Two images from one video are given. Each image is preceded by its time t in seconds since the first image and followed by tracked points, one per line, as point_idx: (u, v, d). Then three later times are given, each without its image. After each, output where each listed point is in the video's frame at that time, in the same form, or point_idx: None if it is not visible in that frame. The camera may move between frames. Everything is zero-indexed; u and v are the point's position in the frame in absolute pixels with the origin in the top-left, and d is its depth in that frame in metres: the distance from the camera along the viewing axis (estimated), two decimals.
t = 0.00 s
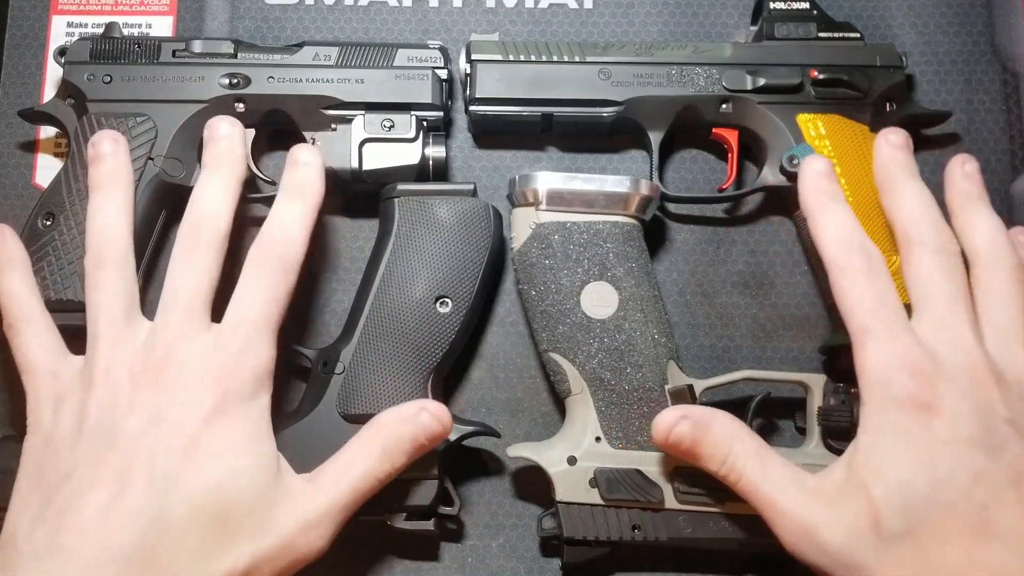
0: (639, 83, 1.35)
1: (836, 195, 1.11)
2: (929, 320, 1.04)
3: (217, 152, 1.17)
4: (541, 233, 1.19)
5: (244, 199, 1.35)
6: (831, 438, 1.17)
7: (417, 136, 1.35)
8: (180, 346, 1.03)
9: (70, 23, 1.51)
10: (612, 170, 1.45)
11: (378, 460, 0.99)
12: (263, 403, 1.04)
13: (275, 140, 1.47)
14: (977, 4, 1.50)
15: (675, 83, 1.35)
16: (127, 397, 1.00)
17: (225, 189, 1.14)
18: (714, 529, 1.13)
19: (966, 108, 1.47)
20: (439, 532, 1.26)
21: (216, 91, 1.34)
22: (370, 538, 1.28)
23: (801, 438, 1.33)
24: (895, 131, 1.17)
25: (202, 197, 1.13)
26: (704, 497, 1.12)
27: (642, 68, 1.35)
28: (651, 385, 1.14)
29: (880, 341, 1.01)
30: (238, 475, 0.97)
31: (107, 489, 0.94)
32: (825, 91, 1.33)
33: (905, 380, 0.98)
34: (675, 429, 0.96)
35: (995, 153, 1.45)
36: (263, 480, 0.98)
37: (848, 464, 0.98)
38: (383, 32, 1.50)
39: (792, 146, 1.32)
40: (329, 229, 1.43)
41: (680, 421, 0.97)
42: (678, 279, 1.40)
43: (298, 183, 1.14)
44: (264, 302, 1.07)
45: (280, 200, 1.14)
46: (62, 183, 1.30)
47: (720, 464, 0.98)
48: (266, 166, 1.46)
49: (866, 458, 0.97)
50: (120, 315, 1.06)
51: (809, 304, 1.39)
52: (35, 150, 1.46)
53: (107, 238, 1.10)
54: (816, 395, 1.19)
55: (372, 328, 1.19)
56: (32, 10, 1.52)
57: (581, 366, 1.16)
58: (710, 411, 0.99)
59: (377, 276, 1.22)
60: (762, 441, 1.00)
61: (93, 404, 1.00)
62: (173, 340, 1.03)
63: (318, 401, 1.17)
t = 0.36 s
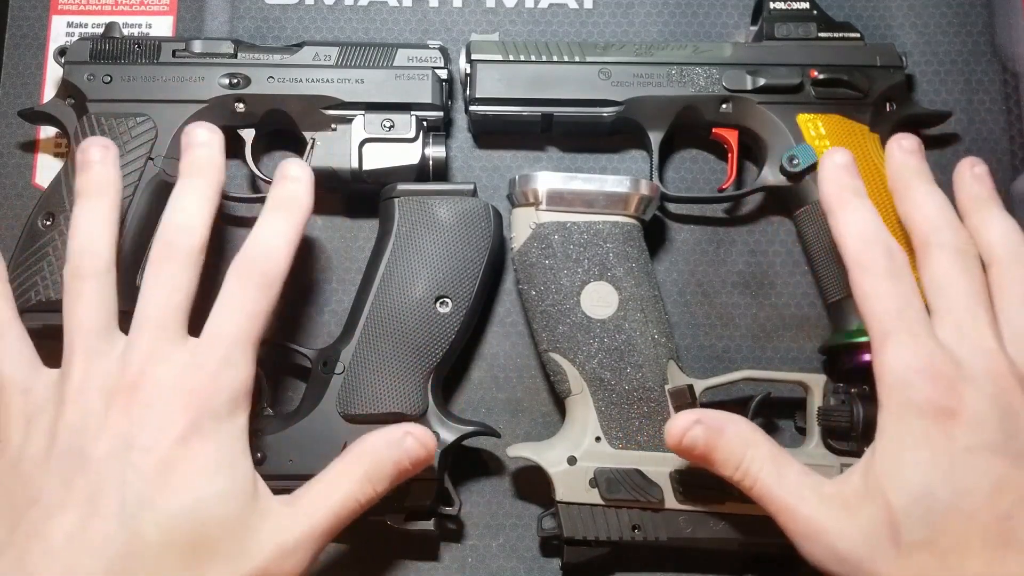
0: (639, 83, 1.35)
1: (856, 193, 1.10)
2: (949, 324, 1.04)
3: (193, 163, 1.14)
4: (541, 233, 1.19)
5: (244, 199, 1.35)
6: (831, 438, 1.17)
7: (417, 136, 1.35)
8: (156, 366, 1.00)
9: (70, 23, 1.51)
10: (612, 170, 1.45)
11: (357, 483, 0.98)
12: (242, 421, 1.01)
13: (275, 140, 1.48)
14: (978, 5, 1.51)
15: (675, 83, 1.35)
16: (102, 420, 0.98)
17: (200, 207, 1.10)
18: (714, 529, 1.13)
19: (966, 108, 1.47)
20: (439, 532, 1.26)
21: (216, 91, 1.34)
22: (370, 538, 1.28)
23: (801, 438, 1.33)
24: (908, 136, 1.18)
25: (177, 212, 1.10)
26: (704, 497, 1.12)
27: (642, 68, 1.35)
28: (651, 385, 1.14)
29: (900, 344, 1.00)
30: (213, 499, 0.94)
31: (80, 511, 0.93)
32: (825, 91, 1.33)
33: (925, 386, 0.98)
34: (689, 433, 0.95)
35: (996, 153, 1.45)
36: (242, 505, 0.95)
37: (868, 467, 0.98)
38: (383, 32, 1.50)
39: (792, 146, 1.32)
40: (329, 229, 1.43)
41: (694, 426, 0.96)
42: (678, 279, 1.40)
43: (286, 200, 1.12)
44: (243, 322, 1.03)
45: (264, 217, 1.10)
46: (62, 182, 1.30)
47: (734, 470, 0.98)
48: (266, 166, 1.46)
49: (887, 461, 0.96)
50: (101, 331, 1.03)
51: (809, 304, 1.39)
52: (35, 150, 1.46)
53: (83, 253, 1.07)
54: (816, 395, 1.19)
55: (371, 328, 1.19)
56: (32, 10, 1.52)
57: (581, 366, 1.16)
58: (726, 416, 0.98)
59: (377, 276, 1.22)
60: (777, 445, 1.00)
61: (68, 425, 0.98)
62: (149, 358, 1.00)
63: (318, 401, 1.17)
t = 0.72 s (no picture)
0: (639, 83, 1.35)
1: None
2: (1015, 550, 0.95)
3: (129, 277, 1.05)
4: (541, 233, 1.19)
5: (244, 199, 1.36)
6: (831, 438, 1.16)
7: (418, 136, 1.35)
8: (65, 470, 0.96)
9: (70, 23, 1.51)
10: (612, 170, 1.45)
11: None
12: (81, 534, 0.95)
13: (275, 140, 1.48)
14: (977, 4, 1.51)
15: (675, 83, 1.35)
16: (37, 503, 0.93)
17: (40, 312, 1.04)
18: (714, 529, 1.13)
19: (966, 108, 1.47)
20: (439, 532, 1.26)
21: (216, 91, 1.34)
22: (370, 538, 1.28)
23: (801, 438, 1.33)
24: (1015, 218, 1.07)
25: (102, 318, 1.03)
26: (704, 496, 1.12)
27: (642, 69, 1.35)
28: (651, 385, 1.15)
29: None
30: None
31: None
32: (825, 91, 1.33)
33: None
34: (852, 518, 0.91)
35: (995, 153, 1.45)
36: None
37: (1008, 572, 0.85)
38: (383, 32, 1.50)
39: (792, 146, 1.32)
40: (329, 229, 1.43)
41: (855, 510, 0.91)
42: (678, 279, 1.40)
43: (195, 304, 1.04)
44: (88, 425, 0.99)
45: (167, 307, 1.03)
46: (62, 182, 1.30)
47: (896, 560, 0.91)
48: (266, 166, 1.46)
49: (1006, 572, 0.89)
50: (11, 434, 0.97)
51: (809, 303, 1.39)
52: (35, 150, 1.46)
53: (22, 323, 1.03)
54: (816, 395, 1.19)
55: (371, 328, 1.19)
56: (32, 10, 1.52)
57: (581, 366, 1.16)
58: (891, 498, 0.92)
59: (377, 276, 1.22)
60: (950, 535, 0.92)
61: None
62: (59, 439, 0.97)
63: (318, 401, 1.17)
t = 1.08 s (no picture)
0: (639, 83, 1.35)
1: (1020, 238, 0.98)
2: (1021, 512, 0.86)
3: (94, 233, 1.10)
4: (541, 233, 1.19)
5: (244, 199, 1.36)
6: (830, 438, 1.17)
7: (417, 136, 1.35)
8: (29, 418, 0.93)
9: (70, 23, 1.51)
10: (612, 170, 1.45)
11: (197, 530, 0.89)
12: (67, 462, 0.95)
13: (275, 140, 1.48)
14: (977, 5, 1.51)
15: (675, 83, 1.35)
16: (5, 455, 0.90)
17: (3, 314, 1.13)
18: (714, 529, 1.13)
19: (966, 108, 1.47)
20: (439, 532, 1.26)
21: (216, 91, 1.34)
22: (370, 538, 1.28)
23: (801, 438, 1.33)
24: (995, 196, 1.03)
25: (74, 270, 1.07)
26: (704, 497, 1.12)
27: (642, 69, 1.35)
28: (651, 385, 1.15)
29: None
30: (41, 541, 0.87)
31: None
32: (825, 91, 1.33)
33: None
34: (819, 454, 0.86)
35: (995, 153, 1.45)
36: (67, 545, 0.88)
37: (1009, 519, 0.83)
38: (383, 32, 1.50)
39: (792, 146, 1.32)
40: (329, 229, 1.43)
41: (831, 457, 0.86)
42: (678, 279, 1.40)
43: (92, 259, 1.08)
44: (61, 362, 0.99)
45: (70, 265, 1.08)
46: (63, 182, 1.30)
47: (872, 504, 0.86)
48: (266, 166, 1.46)
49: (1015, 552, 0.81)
50: None
51: (809, 303, 1.39)
52: (35, 150, 1.46)
53: None
54: (816, 394, 1.19)
55: (371, 328, 1.19)
56: (32, 10, 1.52)
57: (581, 366, 1.16)
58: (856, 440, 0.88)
59: (377, 276, 1.22)
60: (918, 478, 0.88)
61: None
62: (20, 398, 0.96)
63: (319, 401, 1.18)
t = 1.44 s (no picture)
0: (639, 83, 1.35)
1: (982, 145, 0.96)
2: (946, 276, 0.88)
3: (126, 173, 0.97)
4: (541, 233, 1.19)
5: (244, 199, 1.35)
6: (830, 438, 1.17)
7: (418, 136, 1.35)
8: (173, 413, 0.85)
9: (70, 23, 1.51)
10: (612, 170, 1.45)
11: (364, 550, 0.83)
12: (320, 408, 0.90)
13: (275, 140, 1.47)
14: (977, 5, 1.51)
15: (675, 83, 1.35)
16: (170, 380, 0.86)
17: (223, 209, 0.94)
18: (714, 529, 1.13)
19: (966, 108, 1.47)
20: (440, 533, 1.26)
21: (216, 91, 1.34)
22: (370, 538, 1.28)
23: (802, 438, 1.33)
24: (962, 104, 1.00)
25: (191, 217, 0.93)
26: (704, 496, 1.12)
27: (642, 68, 1.35)
28: (651, 385, 1.15)
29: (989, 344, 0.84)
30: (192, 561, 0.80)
31: (55, 561, 0.78)
32: (825, 91, 1.33)
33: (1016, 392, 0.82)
34: (752, 431, 0.84)
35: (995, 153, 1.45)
36: (231, 564, 0.81)
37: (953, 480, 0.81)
38: (383, 32, 1.50)
39: (792, 146, 1.32)
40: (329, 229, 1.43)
41: (757, 423, 0.84)
42: (678, 279, 1.40)
43: (218, 185, 0.95)
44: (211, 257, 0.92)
45: (183, 225, 0.93)
46: (62, 182, 1.30)
47: (809, 474, 0.83)
48: (266, 166, 1.46)
49: (969, 471, 0.80)
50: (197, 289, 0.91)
51: (810, 303, 1.39)
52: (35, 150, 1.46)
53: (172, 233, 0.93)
54: (816, 394, 1.17)
55: (371, 328, 1.19)
56: (32, 10, 1.52)
57: (581, 366, 1.16)
58: (796, 410, 0.85)
59: (377, 276, 1.22)
60: (845, 439, 0.85)
61: (50, 461, 0.83)
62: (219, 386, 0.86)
63: (318, 401, 1.17)
